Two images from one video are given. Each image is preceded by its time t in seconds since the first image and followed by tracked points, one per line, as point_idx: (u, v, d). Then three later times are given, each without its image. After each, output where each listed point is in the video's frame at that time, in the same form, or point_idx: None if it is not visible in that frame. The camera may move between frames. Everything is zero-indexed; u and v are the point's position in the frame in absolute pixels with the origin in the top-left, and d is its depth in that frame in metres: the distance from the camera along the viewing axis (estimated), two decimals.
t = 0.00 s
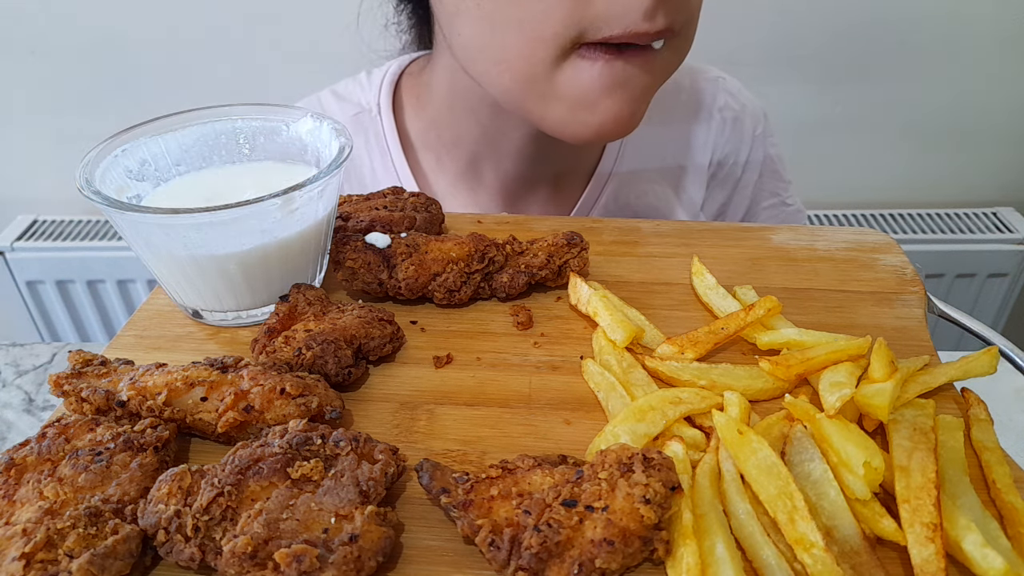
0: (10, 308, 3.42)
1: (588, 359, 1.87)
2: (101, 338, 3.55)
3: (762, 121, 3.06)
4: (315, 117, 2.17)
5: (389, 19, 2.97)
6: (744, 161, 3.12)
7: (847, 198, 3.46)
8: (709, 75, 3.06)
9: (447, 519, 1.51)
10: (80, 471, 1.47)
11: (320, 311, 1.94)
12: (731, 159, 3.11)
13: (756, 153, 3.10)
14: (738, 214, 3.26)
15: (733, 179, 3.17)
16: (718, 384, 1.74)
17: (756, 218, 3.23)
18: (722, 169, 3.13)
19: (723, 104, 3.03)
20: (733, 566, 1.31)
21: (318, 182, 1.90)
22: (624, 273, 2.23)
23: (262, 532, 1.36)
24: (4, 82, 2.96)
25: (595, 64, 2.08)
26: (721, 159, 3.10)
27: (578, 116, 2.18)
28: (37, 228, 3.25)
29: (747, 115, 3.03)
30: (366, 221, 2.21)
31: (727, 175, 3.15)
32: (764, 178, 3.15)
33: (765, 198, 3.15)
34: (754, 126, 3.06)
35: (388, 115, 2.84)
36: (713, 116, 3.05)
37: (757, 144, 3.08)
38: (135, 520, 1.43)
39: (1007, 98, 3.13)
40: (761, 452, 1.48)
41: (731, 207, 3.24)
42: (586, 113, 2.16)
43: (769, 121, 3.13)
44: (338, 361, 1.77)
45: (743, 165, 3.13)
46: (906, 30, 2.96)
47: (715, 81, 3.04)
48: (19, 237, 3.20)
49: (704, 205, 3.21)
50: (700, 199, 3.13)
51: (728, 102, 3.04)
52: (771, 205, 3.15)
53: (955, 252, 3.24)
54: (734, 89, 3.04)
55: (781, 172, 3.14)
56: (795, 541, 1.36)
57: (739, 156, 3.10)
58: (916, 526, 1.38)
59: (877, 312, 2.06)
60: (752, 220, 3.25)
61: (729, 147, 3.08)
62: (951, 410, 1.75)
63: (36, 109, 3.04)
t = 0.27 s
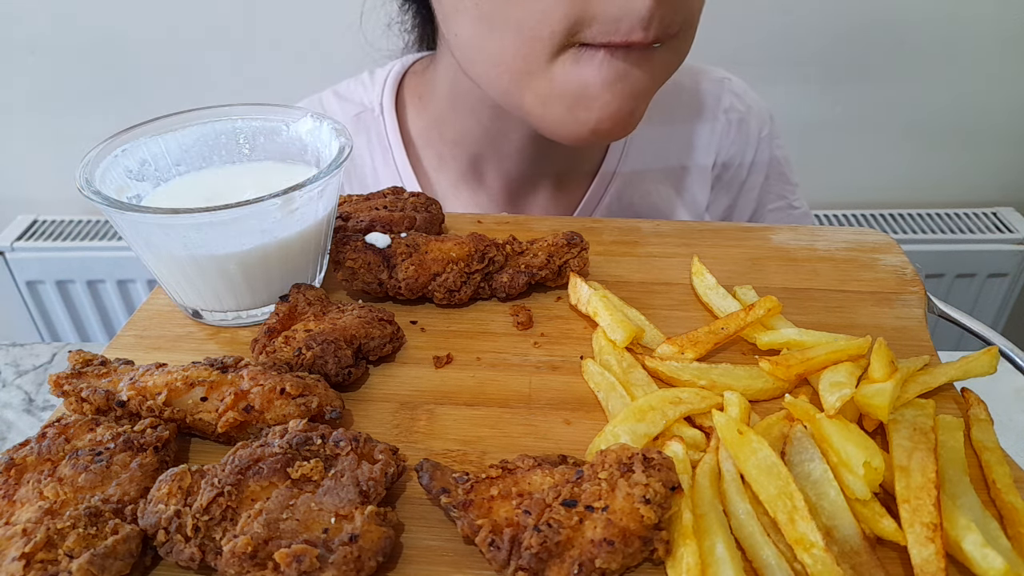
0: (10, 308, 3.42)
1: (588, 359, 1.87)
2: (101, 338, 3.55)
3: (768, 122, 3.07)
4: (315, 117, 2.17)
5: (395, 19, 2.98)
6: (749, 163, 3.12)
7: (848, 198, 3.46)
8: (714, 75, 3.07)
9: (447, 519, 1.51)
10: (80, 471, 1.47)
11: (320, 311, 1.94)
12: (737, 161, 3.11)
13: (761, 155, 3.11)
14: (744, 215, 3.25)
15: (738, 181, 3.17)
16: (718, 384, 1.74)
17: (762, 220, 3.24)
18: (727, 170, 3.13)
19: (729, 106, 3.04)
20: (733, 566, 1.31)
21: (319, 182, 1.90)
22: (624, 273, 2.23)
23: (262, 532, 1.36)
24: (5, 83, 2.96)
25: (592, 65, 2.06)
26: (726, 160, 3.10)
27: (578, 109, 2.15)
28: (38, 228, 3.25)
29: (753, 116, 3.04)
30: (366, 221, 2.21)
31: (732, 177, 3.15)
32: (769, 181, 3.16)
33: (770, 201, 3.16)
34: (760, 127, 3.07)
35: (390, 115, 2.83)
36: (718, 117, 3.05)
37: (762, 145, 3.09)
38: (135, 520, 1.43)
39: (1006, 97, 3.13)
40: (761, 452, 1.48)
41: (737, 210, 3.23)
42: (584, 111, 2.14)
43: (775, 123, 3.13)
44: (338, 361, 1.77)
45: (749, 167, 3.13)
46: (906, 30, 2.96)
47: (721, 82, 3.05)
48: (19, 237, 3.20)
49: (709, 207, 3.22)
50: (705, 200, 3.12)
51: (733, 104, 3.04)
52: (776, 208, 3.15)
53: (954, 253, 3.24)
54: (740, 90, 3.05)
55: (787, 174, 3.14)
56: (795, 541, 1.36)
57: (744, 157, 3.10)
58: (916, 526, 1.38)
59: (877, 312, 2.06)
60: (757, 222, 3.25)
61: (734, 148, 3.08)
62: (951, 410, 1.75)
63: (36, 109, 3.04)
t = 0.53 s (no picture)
0: (10, 308, 3.42)
1: (588, 359, 1.87)
2: (101, 338, 3.55)
3: (769, 123, 3.07)
4: (315, 117, 2.17)
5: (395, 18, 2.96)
6: (750, 163, 3.12)
7: (848, 198, 3.46)
8: (714, 77, 3.07)
9: (447, 519, 1.51)
10: (80, 471, 1.46)
11: (320, 311, 1.94)
12: (738, 162, 3.11)
13: (763, 155, 3.10)
14: (746, 216, 3.25)
15: (739, 182, 3.17)
16: (718, 384, 1.74)
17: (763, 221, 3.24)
18: (729, 171, 3.13)
19: (730, 107, 3.04)
20: (733, 566, 1.31)
21: (318, 182, 1.90)
22: (624, 273, 2.23)
23: (262, 532, 1.36)
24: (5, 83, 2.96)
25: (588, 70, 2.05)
26: (728, 160, 3.10)
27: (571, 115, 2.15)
28: (37, 228, 3.24)
29: (754, 117, 3.04)
30: (366, 221, 2.21)
31: (733, 178, 3.15)
32: (771, 182, 3.16)
33: (773, 202, 3.16)
34: (761, 128, 3.07)
35: (390, 116, 2.84)
36: (719, 119, 3.05)
37: (763, 146, 3.09)
38: (135, 520, 1.43)
39: (1006, 97, 3.13)
40: (761, 451, 1.48)
41: (739, 211, 3.24)
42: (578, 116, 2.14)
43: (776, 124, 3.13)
44: (338, 361, 1.77)
45: (750, 168, 3.13)
46: (906, 30, 2.96)
47: (722, 83, 3.05)
48: (19, 237, 3.20)
49: (710, 209, 3.22)
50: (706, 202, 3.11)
51: (734, 104, 3.04)
52: (778, 209, 3.15)
53: (954, 253, 3.24)
54: (741, 90, 3.05)
55: (789, 175, 3.14)
56: (795, 541, 1.36)
57: (745, 158, 3.10)
58: (916, 526, 1.38)
59: (877, 312, 2.06)
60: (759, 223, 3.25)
61: (735, 149, 3.08)
62: (951, 410, 1.75)
63: (36, 109, 3.04)
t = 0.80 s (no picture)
0: (10, 308, 3.42)
1: (588, 359, 1.87)
2: (101, 338, 3.55)
3: (769, 124, 3.07)
4: (315, 117, 2.17)
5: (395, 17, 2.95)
6: (751, 164, 3.12)
7: (849, 198, 3.46)
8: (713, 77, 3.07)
9: (447, 519, 1.51)
10: (80, 471, 1.47)
11: (320, 311, 1.94)
12: (738, 163, 3.11)
13: (763, 155, 3.10)
14: (747, 216, 3.26)
15: (740, 184, 3.18)
16: (718, 384, 1.74)
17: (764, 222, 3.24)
18: (729, 172, 3.13)
19: (730, 108, 3.04)
20: (733, 566, 1.31)
21: (318, 182, 1.90)
22: (625, 273, 2.23)
23: (262, 532, 1.36)
24: (5, 83, 2.96)
25: (587, 72, 2.05)
26: (728, 161, 3.10)
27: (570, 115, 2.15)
28: (38, 228, 3.25)
29: (754, 118, 3.04)
30: (366, 221, 2.21)
31: (734, 178, 3.15)
32: (771, 183, 3.16)
33: (773, 203, 3.15)
34: (762, 129, 3.07)
35: (390, 117, 2.84)
36: (720, 120, 3.06)
37: (763, 148, 3.09)
38: (135, 520, 1.43)
39: (1006, 97, 3.13)
40: (761, 451, 1.48)
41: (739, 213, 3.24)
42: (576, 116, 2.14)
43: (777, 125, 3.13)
44: (338, 361, 1.77)
45: (751, 168, 3.13)
46: (906, 29, 2.95)
47: (723, 84, 3.05)
48: (19, 237, 3.20)
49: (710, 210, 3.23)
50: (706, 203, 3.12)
51: (735, 106, 3.05)
52: (779, 210, 3.15)
53: (954, 253, 3.24)
54: (741, 91, 3.05)
55: (789, 176, 3.14)
56: (795, 541, 1.36)
57: (745, 159, 3.10)
58: (916, 526, 1.38)
59: (877, 312, 2.06)
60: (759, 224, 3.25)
61: (735, 150, 3.09)
62: (951, 410, 1.75)
63: (36, 109, 3.04)
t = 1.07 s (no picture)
0: (11, 308, 3.43)
1: (588, 359, 1.87)
2: (101, 338, 3.55)
3: (770, 126, 3.06)
4: (315, 117, 2.17)
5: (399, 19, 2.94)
6: (752, 165, 3.11)
7: (849, 198, 3.46)
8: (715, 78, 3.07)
9: (447, 519, 1.51)
10: (80, 471, 1.47)
11: (320, 311, 1.94)
12: (739, 164, 3.11)
13: (764, 157, 3.10)
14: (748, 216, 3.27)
15: (740, 185, 3.18)
16: (718, 384, 1.74)
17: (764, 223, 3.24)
18: (730, 173, 3.13)
19: (731, 109, 3.04)
20: (733, 566, 1.31)
21: (318, 182, 1.90)
22: (624, 273, 2.23)
23: (262, 532, 1.36)
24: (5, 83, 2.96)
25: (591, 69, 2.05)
26: (729, 162, 3.10)
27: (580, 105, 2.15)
28: (38, 228, 3.25)
29: (756, 120, 3.04)
30: (366, 221, 2.21)
31: (735, 179, 3.16)
32: (771, 184, 3.15)
33: (773, 204, 3.15)
34: (763, 131, 3.06)
35: (392, 118, 2.83)
36: (721, 121, 3.06)
37: (765, 149, 3.08)
38: (135, 520, 1.43)
39: (1006, 96, 3.13)
40: (761, 452, 1.48)
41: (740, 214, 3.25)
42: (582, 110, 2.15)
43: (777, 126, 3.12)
44: (338, 361, 1.77)
45: (752, 169, 3.13)
46: (906, 29, 2.95)
47: (724, 85, 3.05)
48: (19, 237, 3.20)
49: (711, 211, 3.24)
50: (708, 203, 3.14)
51: (736, 107, 3.04)
52: (779, 211, 3.14)
53: (954, 253, 3.24)
54: (742, 93, 3.04)
55: (789, 177, 3.14)
56: (795, 541, 1.36)
57: (747, 160, 3.10)
58: (916, 526, 1.38)
59: (878, 312, 2.06)
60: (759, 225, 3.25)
61: (737, 151, 3.09)
62: (951, 410, 1.75)
63: (36, 109, 3.04)
